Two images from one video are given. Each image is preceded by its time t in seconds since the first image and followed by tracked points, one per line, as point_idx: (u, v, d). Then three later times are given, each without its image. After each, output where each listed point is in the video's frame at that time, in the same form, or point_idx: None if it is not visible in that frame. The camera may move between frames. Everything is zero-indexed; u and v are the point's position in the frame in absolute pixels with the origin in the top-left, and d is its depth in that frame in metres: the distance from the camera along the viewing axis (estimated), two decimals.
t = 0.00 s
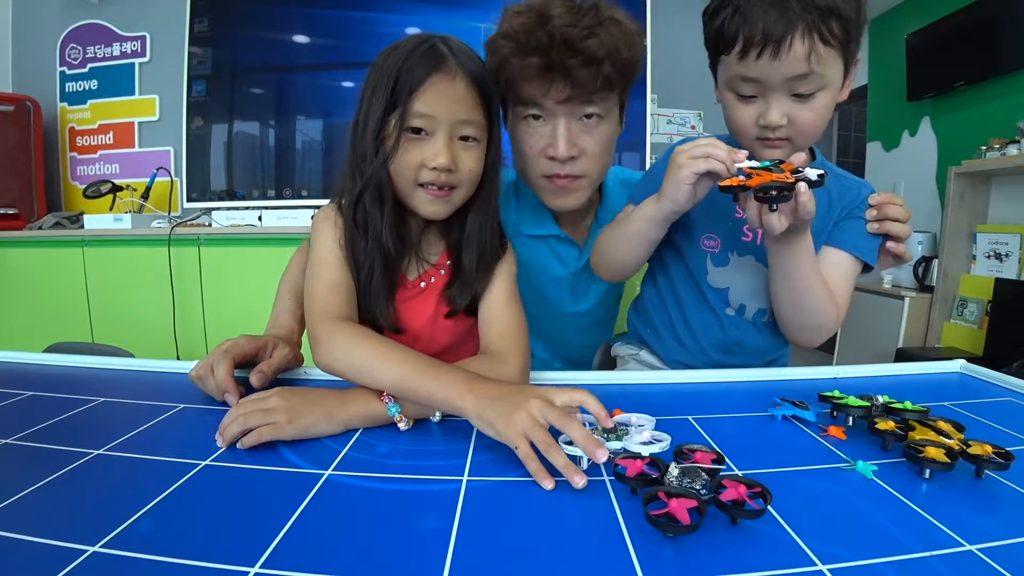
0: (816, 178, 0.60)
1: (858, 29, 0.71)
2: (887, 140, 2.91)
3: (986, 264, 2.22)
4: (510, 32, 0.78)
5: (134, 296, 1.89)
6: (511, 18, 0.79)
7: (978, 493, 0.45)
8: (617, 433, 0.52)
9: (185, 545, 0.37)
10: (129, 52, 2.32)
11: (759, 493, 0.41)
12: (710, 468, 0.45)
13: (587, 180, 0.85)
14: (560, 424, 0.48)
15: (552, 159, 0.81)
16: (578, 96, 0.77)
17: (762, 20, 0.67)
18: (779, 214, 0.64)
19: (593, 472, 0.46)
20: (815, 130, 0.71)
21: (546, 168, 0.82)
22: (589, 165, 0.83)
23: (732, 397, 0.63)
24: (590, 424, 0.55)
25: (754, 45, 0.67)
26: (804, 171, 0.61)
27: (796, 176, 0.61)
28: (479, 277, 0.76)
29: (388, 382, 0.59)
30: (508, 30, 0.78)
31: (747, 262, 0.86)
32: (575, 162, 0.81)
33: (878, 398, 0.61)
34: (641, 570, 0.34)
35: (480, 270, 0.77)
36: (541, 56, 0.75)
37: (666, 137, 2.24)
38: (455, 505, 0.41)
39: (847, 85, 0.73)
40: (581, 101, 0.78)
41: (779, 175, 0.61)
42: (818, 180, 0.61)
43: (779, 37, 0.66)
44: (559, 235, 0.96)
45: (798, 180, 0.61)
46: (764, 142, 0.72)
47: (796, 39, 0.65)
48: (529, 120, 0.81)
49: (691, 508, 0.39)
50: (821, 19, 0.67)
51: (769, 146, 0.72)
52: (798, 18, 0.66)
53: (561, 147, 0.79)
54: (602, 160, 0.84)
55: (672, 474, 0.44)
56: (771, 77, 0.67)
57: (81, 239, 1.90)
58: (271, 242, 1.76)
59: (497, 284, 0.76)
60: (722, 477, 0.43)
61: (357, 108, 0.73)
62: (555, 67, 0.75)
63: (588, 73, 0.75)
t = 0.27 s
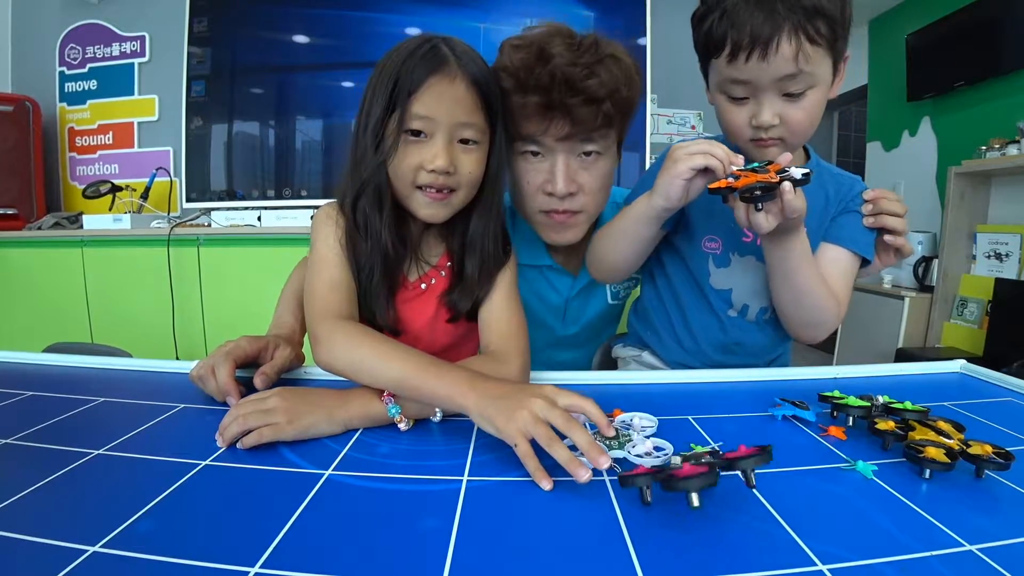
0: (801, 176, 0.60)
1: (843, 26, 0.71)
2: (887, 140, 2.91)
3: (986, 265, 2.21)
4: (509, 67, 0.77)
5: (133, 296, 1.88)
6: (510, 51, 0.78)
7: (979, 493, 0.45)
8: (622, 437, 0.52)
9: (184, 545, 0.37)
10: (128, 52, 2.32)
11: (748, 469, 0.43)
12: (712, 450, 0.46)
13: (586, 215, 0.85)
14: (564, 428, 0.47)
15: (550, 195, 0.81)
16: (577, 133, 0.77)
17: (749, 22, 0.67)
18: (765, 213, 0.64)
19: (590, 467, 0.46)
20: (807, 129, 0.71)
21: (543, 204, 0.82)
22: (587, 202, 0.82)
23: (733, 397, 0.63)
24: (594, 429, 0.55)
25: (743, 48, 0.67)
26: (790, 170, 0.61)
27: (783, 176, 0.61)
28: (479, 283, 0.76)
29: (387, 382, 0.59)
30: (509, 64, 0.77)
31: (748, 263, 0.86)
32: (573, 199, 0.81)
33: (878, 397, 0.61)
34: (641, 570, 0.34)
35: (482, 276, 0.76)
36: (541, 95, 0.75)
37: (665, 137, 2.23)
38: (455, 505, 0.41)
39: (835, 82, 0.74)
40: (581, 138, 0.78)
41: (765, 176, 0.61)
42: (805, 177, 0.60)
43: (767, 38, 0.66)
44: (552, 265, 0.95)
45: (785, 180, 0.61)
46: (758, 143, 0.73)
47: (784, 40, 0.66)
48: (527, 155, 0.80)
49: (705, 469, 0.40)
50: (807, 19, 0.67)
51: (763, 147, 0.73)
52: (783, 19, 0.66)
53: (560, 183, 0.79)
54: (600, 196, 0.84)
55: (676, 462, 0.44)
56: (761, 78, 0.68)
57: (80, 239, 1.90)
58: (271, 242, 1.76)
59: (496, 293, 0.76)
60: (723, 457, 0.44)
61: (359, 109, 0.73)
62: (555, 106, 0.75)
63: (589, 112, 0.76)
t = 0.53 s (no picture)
0: (794, 172, 0.61)
1: (821, 25, 0.75)
2: (887, 140, 2.91)
3: (986, 264, 2.21)
4: (514, 75, 0.78)
5: (134, 296, 1.89)
6: (514, 62, 0.79)
7: (978, 493, 0.45)
8: (623, 433, 0.52)
9: (184, 545, 0.37)
10: (128, 52, 2.32)
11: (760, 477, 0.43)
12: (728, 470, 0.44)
13: (587, 224, 0.84)
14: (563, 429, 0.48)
15: (551, 204, 0.80)
16: (580, 143, 0.76)
17: (734, 29, 0.71)
18: (761, 208, 0.65)
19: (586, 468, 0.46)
20: (796, 128, 0.74)
21: (544, 212, 0.81)
22: (589, 211, 0.82)
23: (733, 397, 0.63)
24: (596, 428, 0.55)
25: (730, 53, 0.71)
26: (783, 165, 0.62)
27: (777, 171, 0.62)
28: (479, 283, 0.76)
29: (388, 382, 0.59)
30: (514, 74, 0.77)
31: (750, 258, 0.87)
32: (575, 207, 0.80)
33: (878, 398, 0.61)
34: (641, 570, 0.34)
35: (481, 276, 0.76)
36: (545, 104, 0.75)
37: (664, 137, 2.23)
38: (455, 505, 0.41)
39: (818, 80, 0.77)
40: (584, 148, 0.77)
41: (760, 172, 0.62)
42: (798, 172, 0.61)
43: (752, 43, 0.69)
44: (550, 277, 0.94)
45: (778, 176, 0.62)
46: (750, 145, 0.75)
47: (768, 44, 0.69)
48: (529, 163, 0.80)
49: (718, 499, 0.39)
50: (788, 24, 0.70)
51: (755, 148, 0.75)
52: (766, 24, 0.70)
53: (561, 192, 0.78)
54: (602, 206, 0.83)
55: (688, 479, 0.42)
56: (749, 81, 0.71)
57: (80, 240, 1.90)
58: (271, 242, 1.76)
59: (495, 296, 0.76)
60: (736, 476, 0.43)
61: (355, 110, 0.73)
62: (559, 115, 0.75)
63: (593, 121, 0.75)
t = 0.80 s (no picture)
0: (776, 155, 0.62)
1: (795, 28, 0.78)
2: (887, 140, 2.90)
3: (986, 264, 2.21)
4: (509, 75, 0.77)
5: (134, 296, 1.88)
6: (510, 61, 0.79)
7: (979, 493, 0.45)
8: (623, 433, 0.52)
9: (184, 545, 0.37)
10: (128, 52, 2.32)
11: (747, 461, 0.42)
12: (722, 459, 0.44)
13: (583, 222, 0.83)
14: (564, 429, 0.48)
15: (547, 202, 0.80)
16: (575, 142, 0.76)
17: (714, 29, 0.72)
18: (745, 189, 0.67)
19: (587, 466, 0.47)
20: (777, 123, 0.75)
21: (540, 209, 0.81)
22: (586, 209, 0.82)
23: (733, 397, 0.63)
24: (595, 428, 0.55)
25: (712, 52, 0.72)
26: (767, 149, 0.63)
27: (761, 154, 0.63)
28: (478, 287, 0.76)
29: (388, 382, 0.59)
30: (509, 74, 0.77)
31: (741, 249, 0.88)
32: (571, 206, 0.80)
33: (878, 398, 0.61)
34: (641, 570, 0.34)
35: (479, 280, 0.76)
36: (540, 103, 0.75)
37: (663, 136, 2.22)
38: (455, 505, 0.41)
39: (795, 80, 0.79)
40: (580, 147, 0.77)
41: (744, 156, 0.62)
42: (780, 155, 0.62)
43: (731, 42, 0.71)
44: (549, 277, 0.94)
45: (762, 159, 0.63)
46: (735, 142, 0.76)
47: (746, 42, 0.71)
48: (526, 162, 0.79)
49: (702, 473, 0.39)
50: (765, 24, 0.72)
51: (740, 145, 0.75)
52: (744, 24, 0.72)
53: (557, 190, 0.78)
54: (599, 203, 0.83)
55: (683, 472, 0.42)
56: (731, 78, 0.72)
57: (80, 240, 1.90)
58: (271, 242, 1.76)
59: (495, 297, 0.76)
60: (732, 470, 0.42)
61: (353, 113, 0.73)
62: (554, 115, 0.75)
63: (588, 120, 0.75)
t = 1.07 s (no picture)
0: (774, 151, 0.62)
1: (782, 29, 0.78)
2: (887, 140, 2.90)
3: (986, 264, 2.21)
4: (508, 73, 0.77)
5: (134, 296, 1.88)
6: (510, 59, 0.78)
7: (978, 493, 0.45)
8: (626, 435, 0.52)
9: (184, 545, 0.37)
10: (128, 52, 2.32)
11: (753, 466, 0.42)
12: (726, 458, 0.44)
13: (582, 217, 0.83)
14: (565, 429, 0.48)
15: (546, 198, 0.80)
16: (575, 139, 0.76)
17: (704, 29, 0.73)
18: (743, 183, 0.67)
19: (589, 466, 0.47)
20: (769, 120, 0.75)
21: (540, 204, 0.81)
22: (585, 204, 0.82)
23: (733, 397, 0.63)
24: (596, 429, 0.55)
25: (703, 52, 0.73)
26: (765, 144, 0.62)
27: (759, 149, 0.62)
28: (477, 289, 0.76)
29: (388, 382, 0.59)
30: (508, 71, 0.77)
31: (738, 242, 0.88)
32: (570, 202, 0.80)
33: (879, 398, 0.61)
34: (641, 570, 0.34)
35: (479, 283, 0.76)
36: (539, 101, 0.75)
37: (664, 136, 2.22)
38: (455, 505, 0.41)
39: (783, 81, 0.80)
40: (579, 144, 0.77)
41: (742, 150, 0.62)
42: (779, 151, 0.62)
43: (722, 41, 0.72)
44: (547, 275, 0.94)
45: (760, 154, 0.62)
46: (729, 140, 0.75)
47: (736, 41, 0.72)
48: (526, 159, 0.79)
49: (711, 487, 0.38)
50: (754, 24, 0.73)
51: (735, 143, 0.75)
52: (732, 24, 0.72)
53: (557, 186, 0.78)
54: (599, 198, 0.83)
55: (682, 468, 0.42)
56: (723, 75, 0.73)
57: (80, 240, 1.90)
58: (271, 242, 1.76)
59: (494, 299, 0.75)
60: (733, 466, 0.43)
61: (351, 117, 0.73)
62: (553, 113, 0.75)
63: (587, 118, 0.75)
